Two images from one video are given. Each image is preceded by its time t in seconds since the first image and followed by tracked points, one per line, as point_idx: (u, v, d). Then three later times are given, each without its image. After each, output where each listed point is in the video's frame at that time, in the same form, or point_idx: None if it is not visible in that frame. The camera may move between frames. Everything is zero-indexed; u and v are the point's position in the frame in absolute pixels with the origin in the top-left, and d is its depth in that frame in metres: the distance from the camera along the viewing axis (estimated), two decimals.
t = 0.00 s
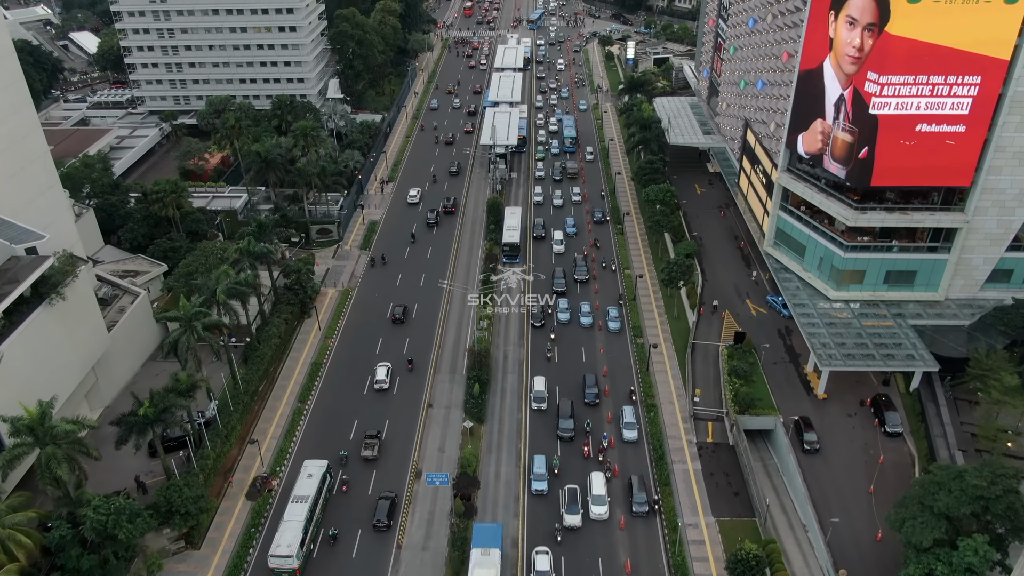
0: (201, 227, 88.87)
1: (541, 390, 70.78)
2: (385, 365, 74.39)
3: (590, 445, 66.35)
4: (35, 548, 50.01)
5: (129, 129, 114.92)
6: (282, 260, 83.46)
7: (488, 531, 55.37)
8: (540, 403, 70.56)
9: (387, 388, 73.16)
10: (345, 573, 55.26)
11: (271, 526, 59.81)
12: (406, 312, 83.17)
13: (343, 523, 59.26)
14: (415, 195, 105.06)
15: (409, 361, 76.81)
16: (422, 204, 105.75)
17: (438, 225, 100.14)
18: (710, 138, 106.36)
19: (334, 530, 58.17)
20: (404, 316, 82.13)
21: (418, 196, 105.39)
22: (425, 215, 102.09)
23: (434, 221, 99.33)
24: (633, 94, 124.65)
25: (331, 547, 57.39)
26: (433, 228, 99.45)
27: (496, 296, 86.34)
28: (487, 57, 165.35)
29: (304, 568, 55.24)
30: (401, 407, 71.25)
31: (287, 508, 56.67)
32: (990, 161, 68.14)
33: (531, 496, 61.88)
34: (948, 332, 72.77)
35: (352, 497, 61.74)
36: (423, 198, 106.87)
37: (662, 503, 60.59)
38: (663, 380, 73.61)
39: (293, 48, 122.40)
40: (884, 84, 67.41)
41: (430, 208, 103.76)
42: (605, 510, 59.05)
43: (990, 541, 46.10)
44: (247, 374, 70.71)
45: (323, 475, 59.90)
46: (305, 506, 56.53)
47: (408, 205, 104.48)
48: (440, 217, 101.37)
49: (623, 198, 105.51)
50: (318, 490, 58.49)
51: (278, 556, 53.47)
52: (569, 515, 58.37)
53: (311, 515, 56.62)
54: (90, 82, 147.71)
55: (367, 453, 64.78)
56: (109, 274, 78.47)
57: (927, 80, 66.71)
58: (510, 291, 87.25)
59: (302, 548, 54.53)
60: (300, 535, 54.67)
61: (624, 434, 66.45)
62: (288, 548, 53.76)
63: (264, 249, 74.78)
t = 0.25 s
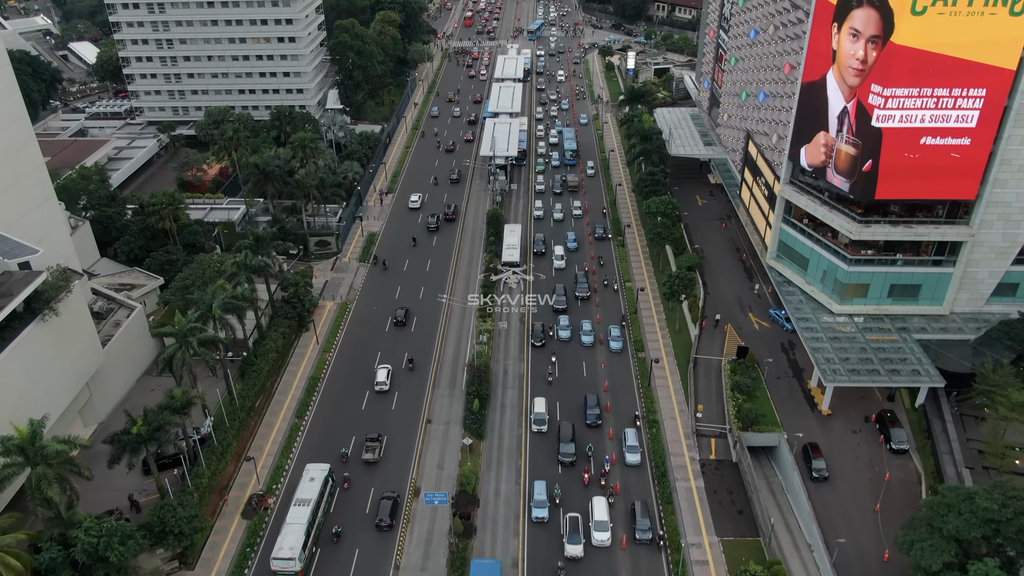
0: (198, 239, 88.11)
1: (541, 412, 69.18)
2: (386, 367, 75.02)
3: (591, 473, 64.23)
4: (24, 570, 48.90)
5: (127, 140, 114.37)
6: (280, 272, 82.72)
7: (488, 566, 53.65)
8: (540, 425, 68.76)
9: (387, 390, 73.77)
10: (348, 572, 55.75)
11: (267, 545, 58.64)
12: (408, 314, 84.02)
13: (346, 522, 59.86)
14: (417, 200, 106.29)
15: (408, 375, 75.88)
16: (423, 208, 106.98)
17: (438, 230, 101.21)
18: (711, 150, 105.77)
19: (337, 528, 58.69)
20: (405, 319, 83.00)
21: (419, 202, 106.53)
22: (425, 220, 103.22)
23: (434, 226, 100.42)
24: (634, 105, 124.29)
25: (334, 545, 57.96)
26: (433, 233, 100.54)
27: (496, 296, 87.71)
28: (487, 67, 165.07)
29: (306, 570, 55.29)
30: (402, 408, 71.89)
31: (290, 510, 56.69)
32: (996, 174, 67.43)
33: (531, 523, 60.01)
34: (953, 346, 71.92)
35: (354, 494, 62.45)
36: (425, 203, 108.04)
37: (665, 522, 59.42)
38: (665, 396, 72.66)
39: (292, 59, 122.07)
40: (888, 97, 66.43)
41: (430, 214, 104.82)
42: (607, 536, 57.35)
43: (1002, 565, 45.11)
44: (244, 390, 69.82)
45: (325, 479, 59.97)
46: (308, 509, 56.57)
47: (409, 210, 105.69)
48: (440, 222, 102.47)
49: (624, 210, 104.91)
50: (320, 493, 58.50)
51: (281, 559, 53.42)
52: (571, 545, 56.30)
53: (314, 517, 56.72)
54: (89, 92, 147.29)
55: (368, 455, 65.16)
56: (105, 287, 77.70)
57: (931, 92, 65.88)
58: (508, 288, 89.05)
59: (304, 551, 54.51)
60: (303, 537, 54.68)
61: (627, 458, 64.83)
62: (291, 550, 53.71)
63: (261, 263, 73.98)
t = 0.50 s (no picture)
0: (196, 252, 87.32)
1: (542, 435, 67.45)
2: (387, 368, 75.62)
3: (591, 501, 62.11)
4: None
5: (125, 151, 113.85)
6: (278, 285, 81.93)
7: None
8: (541, 448, 66.96)
9: (388, 391, 74.36)
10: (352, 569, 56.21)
11: (264, 563, 57.52)
12: (409, 316, 84.79)
13: (349, 520, 60.42)
14: (418, 206, 107.18)
15: (406, 390, 74.95)
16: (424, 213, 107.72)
17: (439, 234, 101.97)
18: (712, 160, 105.16)
19: (341, 526, 59.23)
20: (407, 321, 83.69)
21: (420, 207, 107.38)
22: (425, 225, 104.06)
23: (435, 230, 101.31)
24: (634, 116, 123.83)
25: (338, 542, 58.47)
26: (435, 236, 101.49)
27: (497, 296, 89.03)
28: (487, 77, 164.71)
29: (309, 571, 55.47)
30: (403, 408, 72.53)
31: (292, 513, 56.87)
32: (1002, 187, 66.55)
33: (532, 552, 58.00)
34: (959, 361, 70.97)
35: (356, 492, 63.11)
36: (426, 209, 108.69)
37: (668, 542, 58.29)
38: (668, 411, 71.72)
39: (291, 69, 121.67)
40: (892, 109, 66.03)
41: (432, 218, 105.74)
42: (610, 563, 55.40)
43: None
44: (240, 406, 68.89)
45: (327, 481, 60.15)
46: (310, 511, 56.71)
47: (410, 215, 106.55)
48: (442, 226, 103.27)
49: (625, 221, 104.29)
50: (322, 496, 58.64)
51: (283, 561, 53.48)
52: None
53: (316, 520, 56.91)
54: (88, 102, 146.91)
55: (369, 458, 65.40)
56: (101, 301, 76.91)
57: (936, 105, 65.34)
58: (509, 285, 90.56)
59: (307, 554, 54.61)
60: (305, 540, 54.81)
61: (630, 482, 63.04)
62: (293, 553, 53.80)
63: (258, 276, 73.15)
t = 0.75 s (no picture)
0: (193, 264, 86.48)
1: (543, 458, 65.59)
2: (388, 370, 76.42)
3: (592, 531, 59.76)
4: None
5: (123, 161, 113.26)
6: (275, 298, 81.10)
7: None
8: (541, 471, 65.20)
9: (389, 392, 75.19)
10: (356, 567, 56.92)
11: None
12: (411, 318, 85.70)
13: (353, 518, 61.23)
14: (420, 211, 108.13)
15: (405, 404, 73.97)
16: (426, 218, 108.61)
17: (440, 237, 102.83)
18: (714, 171, 104.46)
19: (345, 524, 60.02)
20: (409, 323, 84.56)
21: (421, 212, 108.30)
22: (427, 229, 105.26)
23: (436, 234, 102.34)
24: (635, 126, 123.31)
25: (342, 539, 59.27)
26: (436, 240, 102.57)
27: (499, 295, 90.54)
28: (487, 87, 164.28)
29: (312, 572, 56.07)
30: (404, 409, 73.37)
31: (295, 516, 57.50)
32: (1008, 200, 65.74)
33: None
34: (965, 375, 70.00)
35: (357, 489, 64.11)
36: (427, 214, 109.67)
37: (671, 561, 57.17)
38: (670, 426, 70.72)
39: (290, 79, 121.18)
40: (897, 121, 65.22)
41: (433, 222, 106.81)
42: None
43: None
44: (236, 421, 67.90)
45: (329, 484, 60.67)
46: (312, 514, 57.22)
47: (412, 219, 107.38)
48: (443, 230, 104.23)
49: (626, 233, 103.70)
50: (324, 499, 59.19)
51: (286, 563, 53.99)
52: None
53: (319, 523, 57.39)
54: (86, 112, 146.40)
55: (371, 460, 65.81)
56: (96, 314, 76.03)
57: (941, 117, 64.52)
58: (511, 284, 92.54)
59: (309, 556, 55.11)
60: (308, 542, 55.34)
61: (633, 507, 61.16)
62: (296, 555, 54.32)
63: (255, 289, 72.25)
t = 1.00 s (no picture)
0: (190, 276, 85.63)
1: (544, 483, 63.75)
2: (388, 371, 77.36)
3: (592, 560, 57.72)
4: None
5: (121, 171, 112.65)
6: (273, 310, 80.29)
7: None
8: (542, 496, 63.41)
9: (390, 393, 76.12)
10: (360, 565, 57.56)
11: None
12: (413, 321, 86.67)
13: (356, 516, 61.88)
14: (421, 217, 108.89)
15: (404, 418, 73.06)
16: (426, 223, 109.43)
17: (441, 242, 103.78)
18: (715, 182, 103.83)
19: (348, 522, 60.65)
20: (411, 325, 85.57)
21: (422, 218, 109.11)
22: (428, 233, 106.23)
23: (437, 237, 103.48)
24: (636, 136, 122.79)
25: (346, 538, 59.92)
26: (437, 243, 103.55)
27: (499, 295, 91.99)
28: (487, 97, 163.85)
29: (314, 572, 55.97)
30: (405, 408, 74.34)
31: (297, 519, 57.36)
32: (1014, 213, 65.02)
33: None
34: (970, 390, 69.06)
35: (359, 486, 65.04)
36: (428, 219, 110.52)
37: None
38: (673, 442, 69.73)
39: (289, 89, 120.75)
40: (902, 133, 64.14)
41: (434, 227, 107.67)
42: None
43: None
44: (232, 437, 66.99)
45: (332, 488, 60.62)
46: (315, 517, 57.21)
47: (413, 224, 108.20)
48: (444, 235, 105.14)
49: (627, 244, 103.21)
50: (327, 502, 59.15)
51: (289, 566, 53.75)
52: None
53: (321, 525, 57.36)
54: (85, 122, 145.90)
55: (372, 462, 66.38)
56: (92, 327, 75.09)
57: (947, 129, 63.70)
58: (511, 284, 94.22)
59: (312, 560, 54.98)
60: (310, 545, 55.22)
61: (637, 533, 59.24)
62: (298, 557, 54.11)
63: (252, 302, 71.39)
